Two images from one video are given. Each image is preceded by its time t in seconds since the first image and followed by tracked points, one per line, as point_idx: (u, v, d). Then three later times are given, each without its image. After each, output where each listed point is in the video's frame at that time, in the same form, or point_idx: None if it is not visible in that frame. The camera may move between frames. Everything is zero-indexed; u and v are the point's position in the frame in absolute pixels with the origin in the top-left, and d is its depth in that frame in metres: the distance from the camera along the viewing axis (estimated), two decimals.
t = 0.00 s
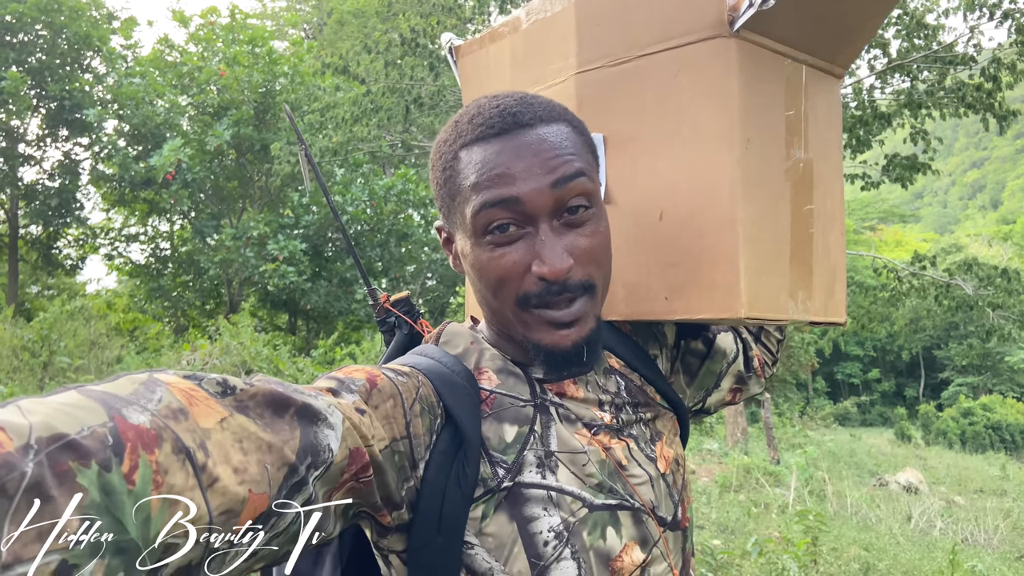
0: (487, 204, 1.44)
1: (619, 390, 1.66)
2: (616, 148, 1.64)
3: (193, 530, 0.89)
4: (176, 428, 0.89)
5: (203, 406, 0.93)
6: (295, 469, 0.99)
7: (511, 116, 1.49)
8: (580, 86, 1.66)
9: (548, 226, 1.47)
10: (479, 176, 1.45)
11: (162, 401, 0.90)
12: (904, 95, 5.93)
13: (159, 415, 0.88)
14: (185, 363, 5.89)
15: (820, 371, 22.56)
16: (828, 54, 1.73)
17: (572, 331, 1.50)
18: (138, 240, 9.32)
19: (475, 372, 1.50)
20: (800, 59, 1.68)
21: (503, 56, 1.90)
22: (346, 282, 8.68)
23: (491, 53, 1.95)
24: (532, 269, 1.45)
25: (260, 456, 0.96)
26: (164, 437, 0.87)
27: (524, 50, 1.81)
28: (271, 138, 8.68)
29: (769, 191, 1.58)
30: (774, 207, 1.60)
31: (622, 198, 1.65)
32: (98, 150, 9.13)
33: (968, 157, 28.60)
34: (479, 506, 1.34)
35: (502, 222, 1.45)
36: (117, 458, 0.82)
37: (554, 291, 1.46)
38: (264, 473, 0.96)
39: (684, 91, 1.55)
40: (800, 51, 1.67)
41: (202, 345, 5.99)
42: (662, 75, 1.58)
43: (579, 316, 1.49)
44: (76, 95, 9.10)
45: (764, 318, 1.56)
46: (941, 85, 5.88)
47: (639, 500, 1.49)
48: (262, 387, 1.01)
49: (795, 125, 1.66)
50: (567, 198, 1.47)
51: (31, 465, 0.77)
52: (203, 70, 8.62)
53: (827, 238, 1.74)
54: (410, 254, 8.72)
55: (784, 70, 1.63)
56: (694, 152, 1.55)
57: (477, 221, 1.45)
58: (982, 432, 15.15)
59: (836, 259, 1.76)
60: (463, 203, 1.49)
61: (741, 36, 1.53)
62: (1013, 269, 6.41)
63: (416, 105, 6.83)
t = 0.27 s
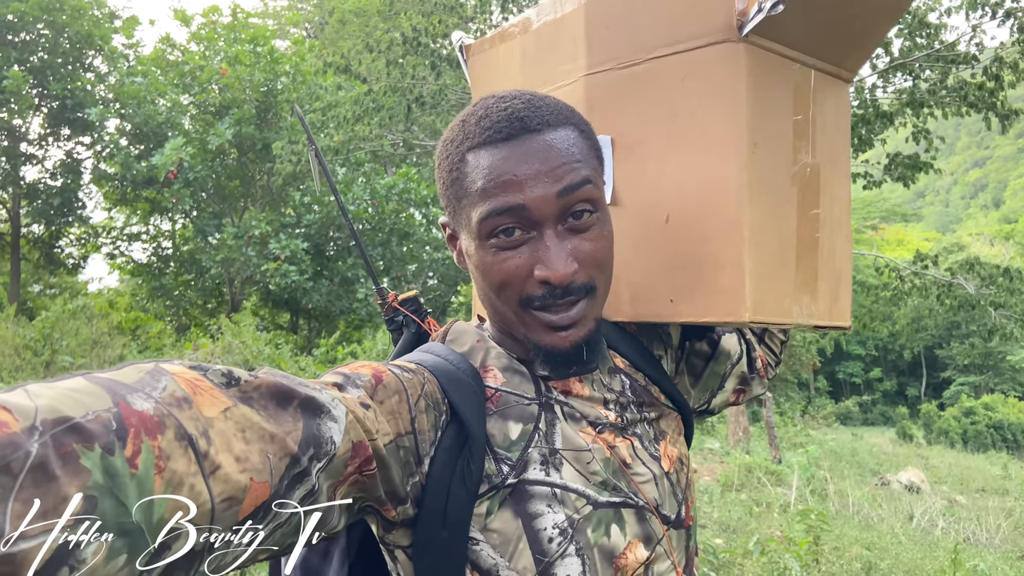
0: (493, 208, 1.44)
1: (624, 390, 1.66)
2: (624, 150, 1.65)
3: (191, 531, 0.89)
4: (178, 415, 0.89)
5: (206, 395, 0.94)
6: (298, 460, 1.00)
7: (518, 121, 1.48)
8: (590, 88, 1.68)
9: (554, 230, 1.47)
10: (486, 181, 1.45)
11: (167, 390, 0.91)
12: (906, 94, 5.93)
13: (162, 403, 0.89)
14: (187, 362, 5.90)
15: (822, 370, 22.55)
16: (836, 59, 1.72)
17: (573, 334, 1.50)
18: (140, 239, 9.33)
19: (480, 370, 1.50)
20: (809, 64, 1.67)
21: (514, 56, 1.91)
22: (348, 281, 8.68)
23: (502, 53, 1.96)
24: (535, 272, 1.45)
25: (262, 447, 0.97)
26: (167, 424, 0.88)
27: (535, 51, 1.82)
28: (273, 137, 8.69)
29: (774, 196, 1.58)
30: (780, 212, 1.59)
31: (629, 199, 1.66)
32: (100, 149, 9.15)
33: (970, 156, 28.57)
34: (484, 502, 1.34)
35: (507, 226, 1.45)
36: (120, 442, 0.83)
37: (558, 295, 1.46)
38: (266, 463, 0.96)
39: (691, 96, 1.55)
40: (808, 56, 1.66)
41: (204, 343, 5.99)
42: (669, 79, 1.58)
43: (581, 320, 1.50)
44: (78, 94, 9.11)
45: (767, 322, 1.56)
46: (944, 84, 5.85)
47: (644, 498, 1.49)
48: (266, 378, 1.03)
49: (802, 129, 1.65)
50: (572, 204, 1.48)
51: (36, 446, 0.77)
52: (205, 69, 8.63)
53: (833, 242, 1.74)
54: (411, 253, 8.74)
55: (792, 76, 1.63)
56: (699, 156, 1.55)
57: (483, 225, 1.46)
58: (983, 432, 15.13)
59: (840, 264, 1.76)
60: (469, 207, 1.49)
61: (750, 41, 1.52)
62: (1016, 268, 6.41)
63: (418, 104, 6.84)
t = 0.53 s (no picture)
0: (498, 205, 1.44)
1: (626, 390, 1.66)
2: (627, 150, 1.65)
3: (192, 531, 0.91)
4: (179, 418, 0.90)
5: (207, 398, 0.95)
6: (295, 462, 1.00)
7: (525, 118, 1.48)
8: (593, 89, 1.68)
9: (558, 227, 1.47)
10: (492, 178, 1.45)
11: (168, 393, 0.92)
12: (907, 92, 5.93)
13: (163, 406, 0.90)
14: (188, 361, 5.90)
15: (823, 369, 22.53)
16: (838, 58, 1.73)
17: (578, 329, 1.49)
18: (141, 238, 9.33)
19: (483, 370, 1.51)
20: (811, 63, 1.67)
21: (518, 60, 1.92)
22: (349, 280, 8.65)
23: (507, 57, 1.96)
24: (539, 268, 1.45)
25: (259, 450, 0.97)
26: (166, 428, 0.89)
27: (539, 54, 1.83)
28: (274, 136, 8.68)
29: (778, 193, 1.58)
30: (783, 210, 1.59)
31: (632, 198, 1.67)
32: (101, 148, 9.15)
33: (972, 155, 28.56)
34: (485, 501, 1.34)
35: (512, 222, 1.45)
36: (119, 445, 0.85)
37: (561, 290, 1.46)
38: (263, 467, 0.97)
39: (695, 94, 1.55)
40: (810, 55, 1.66)
41: (205, 342, 5.98)
42: (672, 78, 1.58)
43: (586, 315, 1.49)
44: (79, 93, 9.10)
45: (771, 319, 1.56)
46: (945, 83, 5.85)
47: (646, 498, 1.49)
48: (268, 380, 1.02)
49: (804, 127, 1.65)
50: (576, 200, 1.47)
51: (37, 449, 0.80)
52: (206, 68, 8.63)
53: (837, 240, 1.74)
54: (412, 252, 8.75)
55: (794, 75, 1.63)
56: (702, 154, 1.55)
57: (488, 221, 1.46)
58: (985, 431, 15.10)
59: (845, 262, 1.76)
60: (475, 204, 1.49)
61: (752, 40, 1.53)
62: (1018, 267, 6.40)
63: (419, 103, 6.83)
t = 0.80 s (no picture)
0: (505, 200, 1.44)
1: (629, 386, 1.66)
2: (625, 146, 1.65)
3: (194, 533, 0.91)
4: (171, 449, 0.90)
5: (200, 423, 0.94)
6: (282, 485, 1.00)
7: (530, 113, 1.49)
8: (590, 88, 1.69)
9: (565, 221, 1.47)
10: (498, 173, 1.45)
11: (163, 421, 0.91)
12: (909, 91, 5.91)
13: (157, 437, 0.90)
14: (189, 360, 5.88)
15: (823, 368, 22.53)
16: (830, 49, 1.73)
17: (585, 324, 1.49)
18: (142, 236, 9.33)
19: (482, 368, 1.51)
20: (804, 53, 1.67)
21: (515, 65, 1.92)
22: (350, 279, 8.65)
23: (504, 65, 1.98)
24: (547, 264, 1.45)
25: (247, 475, 0.97)
26: (158, 460, 0.89)
27: (536, 58, 1.83)
28: (275, 135, 8.68)
29: (776, 181, 1.58)
30: (782, 197, 1.59)
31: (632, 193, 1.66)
32: (102, 147, 9.16)
33: (972, 154, 28.56)
34: (485, 500, 1.34)
35: (518, 218, 1.45)
36: (111, 482, 0.85)
37: (571, 285, 1.46)
38: (250, 491, 0.97)
39: (690, 86, 1.55)
40: (802, 45, 1.67)
41: (206, 341, 5.98)
42: (667, 72, 1.58)
43: (593, 310, 1.49)
44: (80, 92, 9.09)
45: (772, 306, 1.55)
46: (946, 81, 5.83)
47: (649, 495, 1.49)
48: (262, 401, 1.01)
49: (800, 116, 1.65)
50: (582, 194, 1.48)
51: (33, 494, 0.80)
52: (207, 66, 8.64)
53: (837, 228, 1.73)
54: (412, 250, 8.75)
55: (786, 65, 1.63)
56: (698, 144, 1.55)
57: (494, 216, 1.46)
58: (985, 430, 15.09)
59: (846, 249, 1.75)
60: (481, 199, 1.49)
61: (742, 28, 1.53)
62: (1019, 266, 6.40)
63: (420, 101, 6.83)
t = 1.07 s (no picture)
0: (502, 191, 1.45)
1: (632, 381, 1.67)
2: (619, 142, 1.66)
3: (193, 535, 0.91)
4: (166, 449, 0.91)
5: (196, 422, 0.95)
6: (281, 484, 1.00)
7: (525, 106, 1.50)
8: (582, 87, 1.69)
9: (562, 212, 1.48)
10: (494, 166, 1.46)
11: (158, 420, 0.92)
12: (910, 90, 5.90)
13: (152, 436, 0.90)
14: (190, 358, 5.88)
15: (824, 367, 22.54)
16: (821, 43, 1.74)
17: (585, 316, 1.49)
18: (143, 235, 9.33)
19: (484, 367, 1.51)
20: (794, 47, 1.68)
21: (510, 71, 1.94)
22: (350, 277, 8.66)
23: (500, 70, 1.99)
24: (545, 255, 1.45)
25: (245, 474, 0.97)
26: (153, 460, 0.89)
27: (530, 62, 1.85)
28: (275, 134, 8.69)
29: (769, 173, 1.58)
30: (775, 189, 1.59)
31: (627, 189, 1.67)
32: (103, 146, 9.17)
33: (974, 153, 28.54)
34: (488, 497, 1.34)
35: (515, 209, 1.46)
36: (105, 482, 0.85)
37: (569, 275, 1.46)
38: (248, 490, 0.97)
39: (681, 82, 1.56)
40: (792, 39, 1.67)
41: (207, 340, 5.97)
42: (658, 68, 1.59)
43: (593, 301, 1.48)
44: (80, 90, 9.10)
45: (768, 297, 1.55)
46: (947, 80, 5.82)
47: (653, 492, 1.49)
48: (261, 400, 1.01)
49: (792, 108, 1.65)
50: (578, 185, 1.48)
51: (23, 494, 0.80)
52: (208, 65, 8.65)
53: (832, 220, 1.73)
54: (413, 249, 8.74)
55: (777, 59, 1.63)
56: (690, 138, 1.56)
57: (492, 208, 1.47)
58: (986, 429, 15.08)
59: (842, 241, 1.75)
60: (478, 192, 1.50)
61: (731, 23, 1.54)
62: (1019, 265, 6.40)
63: (421, 100, 6.82)
